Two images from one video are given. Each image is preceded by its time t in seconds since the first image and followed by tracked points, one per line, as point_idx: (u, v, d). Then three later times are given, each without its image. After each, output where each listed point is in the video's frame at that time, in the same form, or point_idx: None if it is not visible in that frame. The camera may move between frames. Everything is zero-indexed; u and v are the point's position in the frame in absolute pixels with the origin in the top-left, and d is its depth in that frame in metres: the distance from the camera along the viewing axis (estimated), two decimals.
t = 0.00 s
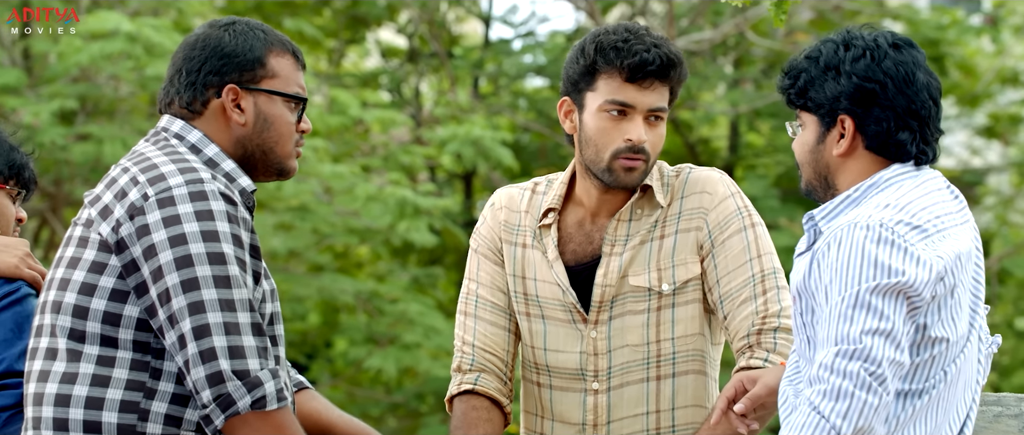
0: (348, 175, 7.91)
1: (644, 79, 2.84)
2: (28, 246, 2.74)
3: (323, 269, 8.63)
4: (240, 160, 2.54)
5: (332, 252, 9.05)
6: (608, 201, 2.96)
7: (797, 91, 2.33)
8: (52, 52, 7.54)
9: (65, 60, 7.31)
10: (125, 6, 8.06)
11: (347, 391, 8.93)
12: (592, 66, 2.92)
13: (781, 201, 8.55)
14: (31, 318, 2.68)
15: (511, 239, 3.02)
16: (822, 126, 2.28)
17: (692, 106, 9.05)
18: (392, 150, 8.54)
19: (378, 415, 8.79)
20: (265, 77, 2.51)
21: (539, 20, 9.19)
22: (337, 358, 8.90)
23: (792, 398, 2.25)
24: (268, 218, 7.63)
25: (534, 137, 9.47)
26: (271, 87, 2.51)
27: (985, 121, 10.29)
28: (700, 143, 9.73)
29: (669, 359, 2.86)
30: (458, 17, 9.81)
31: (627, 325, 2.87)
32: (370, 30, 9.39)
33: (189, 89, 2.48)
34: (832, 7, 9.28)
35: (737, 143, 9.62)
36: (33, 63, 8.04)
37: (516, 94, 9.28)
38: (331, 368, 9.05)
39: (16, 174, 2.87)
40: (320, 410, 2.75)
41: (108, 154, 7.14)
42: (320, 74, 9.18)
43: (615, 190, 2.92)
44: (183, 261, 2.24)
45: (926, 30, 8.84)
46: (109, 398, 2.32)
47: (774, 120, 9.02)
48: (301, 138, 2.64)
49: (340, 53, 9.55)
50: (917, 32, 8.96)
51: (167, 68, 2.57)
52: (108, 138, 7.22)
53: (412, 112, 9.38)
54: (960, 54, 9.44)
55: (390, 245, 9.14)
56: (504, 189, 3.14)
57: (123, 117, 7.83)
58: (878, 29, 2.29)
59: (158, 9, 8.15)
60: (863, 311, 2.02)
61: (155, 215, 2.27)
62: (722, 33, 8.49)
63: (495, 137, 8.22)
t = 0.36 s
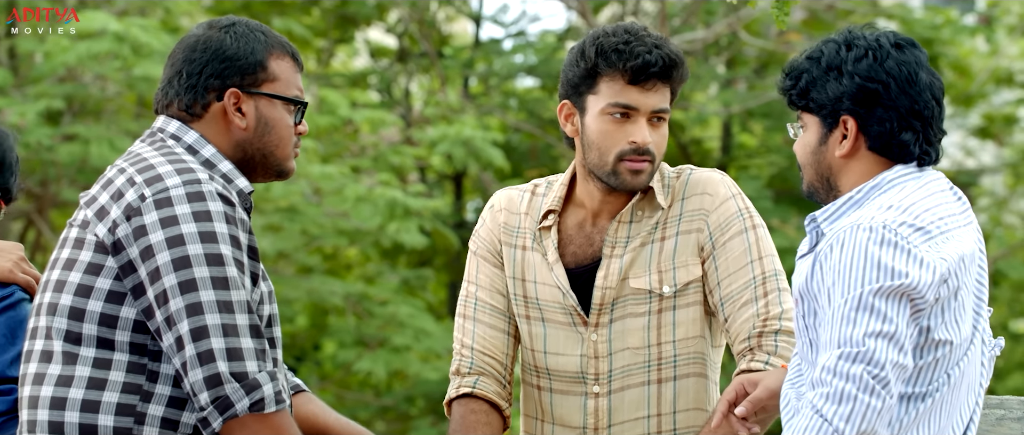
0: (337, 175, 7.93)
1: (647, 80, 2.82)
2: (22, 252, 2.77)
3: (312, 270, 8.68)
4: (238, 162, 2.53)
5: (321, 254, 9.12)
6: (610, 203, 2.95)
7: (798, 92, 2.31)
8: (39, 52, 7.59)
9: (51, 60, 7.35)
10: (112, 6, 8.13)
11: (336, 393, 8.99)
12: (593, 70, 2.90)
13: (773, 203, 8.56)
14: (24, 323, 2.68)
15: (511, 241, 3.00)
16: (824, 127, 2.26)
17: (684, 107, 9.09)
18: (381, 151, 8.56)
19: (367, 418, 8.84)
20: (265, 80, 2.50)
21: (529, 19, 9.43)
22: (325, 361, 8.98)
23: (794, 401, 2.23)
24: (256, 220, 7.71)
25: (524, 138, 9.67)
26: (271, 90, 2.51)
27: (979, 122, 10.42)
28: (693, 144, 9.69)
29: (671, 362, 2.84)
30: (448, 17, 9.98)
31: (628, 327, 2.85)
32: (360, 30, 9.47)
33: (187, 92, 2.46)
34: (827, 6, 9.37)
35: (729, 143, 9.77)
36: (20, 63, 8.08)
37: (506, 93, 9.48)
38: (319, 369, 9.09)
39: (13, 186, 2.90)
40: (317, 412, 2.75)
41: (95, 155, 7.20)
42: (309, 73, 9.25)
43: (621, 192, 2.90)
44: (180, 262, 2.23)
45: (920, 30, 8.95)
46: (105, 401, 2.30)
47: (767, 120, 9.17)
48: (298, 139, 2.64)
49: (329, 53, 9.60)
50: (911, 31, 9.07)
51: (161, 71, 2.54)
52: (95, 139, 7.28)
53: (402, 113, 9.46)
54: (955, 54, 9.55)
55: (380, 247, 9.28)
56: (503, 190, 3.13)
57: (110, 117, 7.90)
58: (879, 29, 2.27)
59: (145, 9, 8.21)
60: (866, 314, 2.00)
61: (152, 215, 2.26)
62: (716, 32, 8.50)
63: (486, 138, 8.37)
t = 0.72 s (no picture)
0: (327, 178, 7.93)
1: (653, 80, 2.81)
2: (25, 258, 2.77)
3: (300, 273, 8.71)
4: (236, 165, 2.52)
5: (310, 257, 9.18)
6: (612, 205, 2.93)
7: (802, 94, 2.30)
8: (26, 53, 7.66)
9: (38, 61, 7.44)
10: (100, 7, 8.23)
11: (325, 397, 9.05)
12: (599, 68, 2.88)
13: (766, 204, 8.62)
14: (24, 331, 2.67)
15: (513, 245, 2.99)
16: (828, 129, 2.25)
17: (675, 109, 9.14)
18: (371, 154, 8.58)
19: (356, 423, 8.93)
20: (265, 84, 2.49)
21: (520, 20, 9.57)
22: (314, 365, 9.03)
23: (797, 406, 2.22)
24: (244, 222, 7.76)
25: (514, 140, 9.74)
26: (271, 94, 2.50)
27: (973, 124, 10.50)
28: (685, 146, 9.62)
29: (673, 366, 2.82)
30: (439, 18, 10.06)
31: (630, 332, 2.84)
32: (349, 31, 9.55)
33: (187, 94, 2.44)
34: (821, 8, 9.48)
35: (721, 146, 9.82)
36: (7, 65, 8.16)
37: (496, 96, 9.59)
38: (308, 373, 9.15)
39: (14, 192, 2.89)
40: (315, 417, 2.73)
41: (82, 157, 7.28)
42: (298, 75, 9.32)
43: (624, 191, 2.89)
44: (179, 266, 2.21)
45: (913, 31, 9.14)
46: (103, 406, 2.28)
47: (759, 122, 9.34)
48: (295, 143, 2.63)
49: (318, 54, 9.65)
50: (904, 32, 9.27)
51: (159, 72, 2.52)
52: (81, 141, 7.38)
53: (392, 115, 9.53)
54: (949, 55, 9.65)
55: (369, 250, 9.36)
56: (503, 193, 3.11)
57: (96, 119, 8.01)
58: (882, 32, 2.26)
59: (133, 10, 8.30)
60: (870, 318, 1.99)
61: (151, 219, 2.24)
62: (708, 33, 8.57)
63: (476, 140, 8.39)
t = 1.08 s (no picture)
0: (315, 180, 7.95)
1: (654, 87, 2.79)
2: (22, 261, 2.76)
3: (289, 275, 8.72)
4: (236, 168, 2.49)
5: (299, 260, 9.23)
6: (615, 210, 2.92)
7: (805, 96, 2.28)
8: (11, 53, 7.71)
9: (23, 61, 7.52)
10: (85, 6, 8.20)
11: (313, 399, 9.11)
12: (600, 73, 2.87)
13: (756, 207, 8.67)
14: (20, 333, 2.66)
15: (518, 250, 2.98)
16: (831, 131, 2.24)
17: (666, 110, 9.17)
18: (361, 155, 8.56)
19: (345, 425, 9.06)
20: (265, 87, 2.46)
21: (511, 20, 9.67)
22: (302, 367, 9.06)
23: (802, 411, 2.21)
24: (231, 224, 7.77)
25: (503, 142, 9.86)
26: (271, 97, 2.48)
27: (966, 126, 10.50)
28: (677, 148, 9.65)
29: (677, 371, 2.81)
30: (428, 19, 10.09)
31: (634, 337, 2.83)
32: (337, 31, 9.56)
33: (186, 97, 2.41)
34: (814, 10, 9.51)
35: (713, 147, 9.84)
36: None
37: (486, 97, 9.68)
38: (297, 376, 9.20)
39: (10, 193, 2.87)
40: (314, 421, 2.71)
41: (69, 158, 7.50)
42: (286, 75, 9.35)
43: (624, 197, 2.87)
44: (177, 270, 2.19)
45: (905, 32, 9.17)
46: (100, 411, 2.26)
47: (751, 124, 9.21)
48: (294, 144, 2.61)
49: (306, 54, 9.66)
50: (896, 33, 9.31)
51: (157, 73, 2.49)
52: (68, 142, 7.58)
53: (380, 116, 9.55)
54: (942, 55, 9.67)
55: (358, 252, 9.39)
56: (510, 197, 3.10)
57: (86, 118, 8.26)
58: (886, 32, 2.24)
59: (118, 10, 8.32)
60: (875, 321, 1.97)
61: (148, 222, 2.21)
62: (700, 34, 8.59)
63: (466, 142, 8.41)
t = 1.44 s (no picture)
0: (303, 181, 7.99)
1: (646, 86, 2.78)
2: (13, 262, 2.73)
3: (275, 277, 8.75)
4: (231, 170, 2.48)
5: (285, 263, 9.27)
6: (609, 212, 2.91)
7: (805, 95, 2.27)
8: None
9: (7, 61, 7.55)
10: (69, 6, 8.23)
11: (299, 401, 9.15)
12: (592, 73, 2.85)
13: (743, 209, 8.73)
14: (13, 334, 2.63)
15: (511, 251, 2.96)
16: (831, 132, 2.23)
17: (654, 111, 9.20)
18: (347, 156, 8.47)
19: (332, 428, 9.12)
20: (263, 88, 2.45)
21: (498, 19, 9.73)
22: (287, 369, 9.08)
23: (803, 415, 2.20)
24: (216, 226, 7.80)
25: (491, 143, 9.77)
26: (269, 98, 2.46)
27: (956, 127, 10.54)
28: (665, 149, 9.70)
29: (675, 372, 2.81)
30: (415, 19, 10.13)
31: (630, 338, 2.82)
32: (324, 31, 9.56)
33: (183, 98, 2.39)
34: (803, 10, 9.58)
35: (702, 149, 9.89)
36: None
37: (473, 98, 9.76)
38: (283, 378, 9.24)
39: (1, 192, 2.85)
40: (310, 424, 2.69)
41: (53, 159, 7.59)
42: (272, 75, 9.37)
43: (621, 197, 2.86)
44: (173, 272, 2.17)
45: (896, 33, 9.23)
46: (96, 414, 2.23)
47: (741, 124, 9.32)
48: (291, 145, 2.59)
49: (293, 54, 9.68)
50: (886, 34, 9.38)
51: (152, 73, 2.46)
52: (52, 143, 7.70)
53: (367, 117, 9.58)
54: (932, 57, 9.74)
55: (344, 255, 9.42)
56: (504, 199, 3.08)
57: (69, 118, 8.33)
58: (888, 32, 2.24)
59: (103, 10, 8.35)
60: (876, 323, 1.96)
61: (143, 225, 2.19)
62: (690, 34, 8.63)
63: (454, 143, 8.44)
